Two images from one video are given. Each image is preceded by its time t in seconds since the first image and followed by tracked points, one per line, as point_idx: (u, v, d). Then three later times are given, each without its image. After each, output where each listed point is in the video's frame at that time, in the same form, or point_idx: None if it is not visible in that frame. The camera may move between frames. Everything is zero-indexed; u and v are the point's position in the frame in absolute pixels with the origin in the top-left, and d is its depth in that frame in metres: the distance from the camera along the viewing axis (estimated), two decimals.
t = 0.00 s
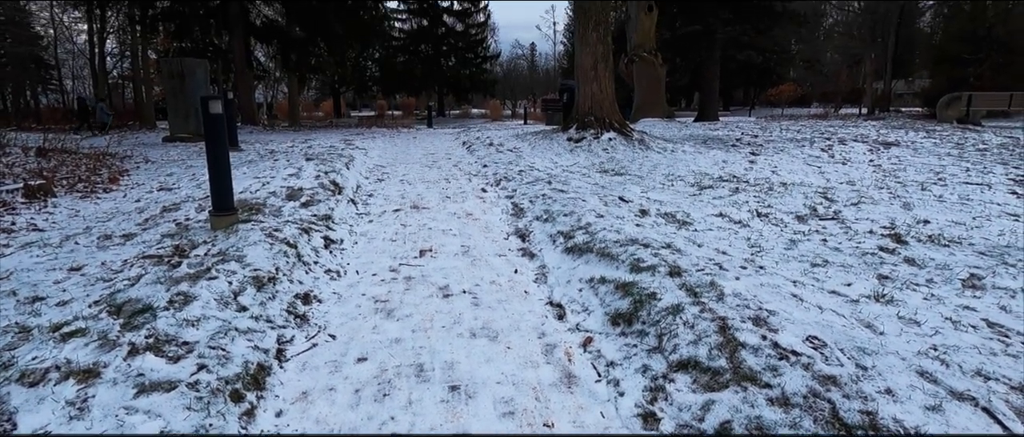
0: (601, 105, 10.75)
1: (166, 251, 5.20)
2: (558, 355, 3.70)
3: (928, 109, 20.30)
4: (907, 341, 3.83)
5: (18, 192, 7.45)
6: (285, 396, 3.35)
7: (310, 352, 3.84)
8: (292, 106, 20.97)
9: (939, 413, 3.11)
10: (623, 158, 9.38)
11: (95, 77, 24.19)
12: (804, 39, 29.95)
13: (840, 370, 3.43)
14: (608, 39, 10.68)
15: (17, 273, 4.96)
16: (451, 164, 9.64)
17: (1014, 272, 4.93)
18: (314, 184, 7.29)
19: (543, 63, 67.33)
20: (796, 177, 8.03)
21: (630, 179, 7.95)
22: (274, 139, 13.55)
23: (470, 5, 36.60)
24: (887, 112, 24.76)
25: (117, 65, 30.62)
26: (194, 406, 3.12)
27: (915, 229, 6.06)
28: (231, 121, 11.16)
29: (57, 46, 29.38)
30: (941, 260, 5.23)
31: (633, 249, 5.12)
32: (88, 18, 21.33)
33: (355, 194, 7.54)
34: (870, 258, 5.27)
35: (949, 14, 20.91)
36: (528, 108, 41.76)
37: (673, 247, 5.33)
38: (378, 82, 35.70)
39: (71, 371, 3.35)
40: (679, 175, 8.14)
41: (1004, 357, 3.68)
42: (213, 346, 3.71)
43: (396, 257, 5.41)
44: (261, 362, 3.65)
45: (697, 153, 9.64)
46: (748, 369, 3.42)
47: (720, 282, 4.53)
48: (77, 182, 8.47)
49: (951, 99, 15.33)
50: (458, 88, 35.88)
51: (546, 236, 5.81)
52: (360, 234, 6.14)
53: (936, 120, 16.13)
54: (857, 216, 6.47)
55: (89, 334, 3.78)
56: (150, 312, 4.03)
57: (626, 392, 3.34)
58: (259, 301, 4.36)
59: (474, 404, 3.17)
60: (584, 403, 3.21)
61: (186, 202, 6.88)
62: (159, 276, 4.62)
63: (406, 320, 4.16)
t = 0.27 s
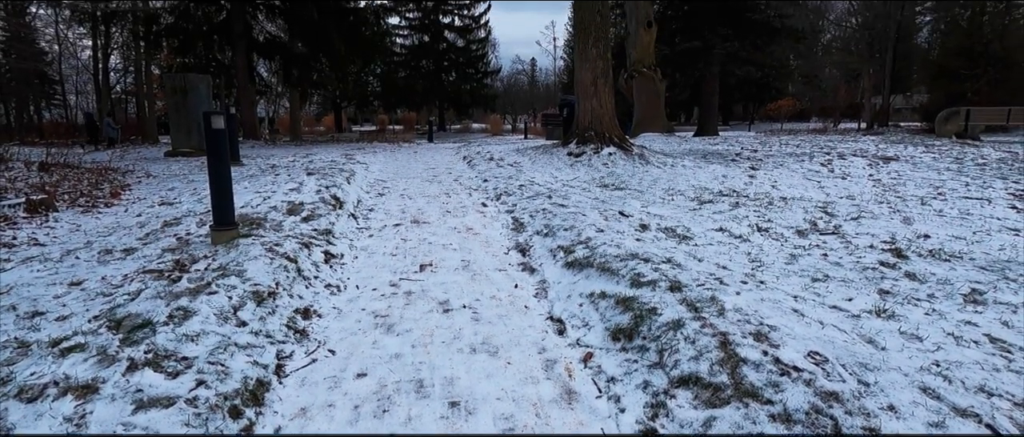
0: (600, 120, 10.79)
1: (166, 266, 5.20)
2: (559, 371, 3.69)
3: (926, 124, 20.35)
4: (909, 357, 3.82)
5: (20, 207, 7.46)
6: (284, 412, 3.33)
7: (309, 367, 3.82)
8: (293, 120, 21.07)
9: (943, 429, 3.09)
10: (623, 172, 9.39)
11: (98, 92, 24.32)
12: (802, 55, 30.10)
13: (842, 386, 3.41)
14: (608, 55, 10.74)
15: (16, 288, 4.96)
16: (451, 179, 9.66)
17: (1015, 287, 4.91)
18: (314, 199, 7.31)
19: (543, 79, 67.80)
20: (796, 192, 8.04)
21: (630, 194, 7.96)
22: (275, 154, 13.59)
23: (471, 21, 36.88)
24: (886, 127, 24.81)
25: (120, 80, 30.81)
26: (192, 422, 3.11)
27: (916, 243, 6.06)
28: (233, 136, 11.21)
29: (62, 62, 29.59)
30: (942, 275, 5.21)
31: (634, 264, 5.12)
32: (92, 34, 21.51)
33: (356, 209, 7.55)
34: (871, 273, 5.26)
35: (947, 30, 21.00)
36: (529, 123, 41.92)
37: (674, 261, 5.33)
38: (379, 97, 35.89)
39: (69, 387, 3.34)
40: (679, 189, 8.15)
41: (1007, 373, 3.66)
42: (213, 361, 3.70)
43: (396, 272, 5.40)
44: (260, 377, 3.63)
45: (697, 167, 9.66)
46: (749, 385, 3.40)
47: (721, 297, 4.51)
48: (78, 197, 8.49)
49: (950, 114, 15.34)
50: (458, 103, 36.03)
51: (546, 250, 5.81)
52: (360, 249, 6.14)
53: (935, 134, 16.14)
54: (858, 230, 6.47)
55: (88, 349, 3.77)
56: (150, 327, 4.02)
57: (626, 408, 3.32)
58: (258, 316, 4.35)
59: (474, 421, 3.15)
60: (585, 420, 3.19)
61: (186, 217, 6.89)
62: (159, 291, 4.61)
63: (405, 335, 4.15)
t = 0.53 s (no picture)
0: (601, 132, 10.82)
1: (168, 278, 5.20)
2: (560, 384, 3.68)
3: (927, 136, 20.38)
4: (913, 370, 3.80)
5: (23, 219, 7.49)
6: (283, 426, 3.31)
7: (310, 380, 3.81)
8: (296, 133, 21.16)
9: None
10: (624, 184, 9.41)
11: (102, 104, 24.48)
12: (802, 67, 30.21)
13: (845, 400, 3.40)
14: (608, 68, 10.80)
15: (18, 300, 4.96)
16: (452, 191, 9.69)
17: (1020, 300, 4.89)
18: (316, 210, 7.33)
19: (544, 91, 68.21)
20: (797, 204, 8.05)
21: (631, 206, 7.97)
22: (277, 166, 13.64)
23: (472, 34, 37.13)
24: (887, 139, 24.83)
25: (124, 93, 31.03)
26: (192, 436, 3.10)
27: (918, 256, 6.05)
28: (236, 148, 11.27)
29: (67, 75, 29.79)
30: (945, 288, 5.19)
31: (635, 276, 5.12)
32: (98, 47, 21.71)
33: (357, 220, 7.57)
34: (873, 285, 5.25)
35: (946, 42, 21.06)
36: (530, 135, 42.09)
37: (675, 274, 5.32)
38: (381, 109, 36.08)
39: (69, 400, 3.34)
40: (680, 201, 8.16)
41: (1012, 387, 3.64)
42: (213, 373, 3.70)
43: (397, 284, 5.40)
44: (260, 390, 3.62)
45: (698, 179, 9.68)
46: (751, 399, 3.39)
47: (723, 310, 4.50)
48: (81, 209, 8.52)
49: (950, 126, 15.38)
50: (460, 115, 36.17)
51: (547, 262, 5.81)
52: (361, 261, 6.15)
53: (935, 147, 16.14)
54: (859, 242, 6.46)
55: (89, 361, 3.77)
56: (151, 340, 4.02)
57: (628, 422, 3.30)
58: (259, 329, 4.35)
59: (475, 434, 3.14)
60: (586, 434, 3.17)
61: (189, 228, 6.92)
62: (159, 303, 4.61)
63: (405, 348, 4.14)
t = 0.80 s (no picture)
0: (603, 145, 10.85)
1: (170, 291, 5.21)
2: (562, 398, 3.66)
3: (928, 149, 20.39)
4: (918, 385, 3.77)
5: (27, 231, 7.51)
6: None
7: (311, 394, 3.80)
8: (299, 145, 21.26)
9: None
10: (626, 197, 9.42)
11: (108, 118, 24.64)
12: (803, 80, 30.30)
13: (850, 414, 3.37)
14: (610, 81, 10.84)
15: (20, 313, 4.96)
16: (454, 203, 9.70)
17: None
18: (318, 223, 7.35)
19: (546, 105, 68.50)
20: (800, 216, 8.03)
21: (633, 219, 7.97)
22: (281, 178, 13.67)
23: (475, 48, 37.39)
24: (889, 152, 24.82)
25: (129, 106, 31.25)
26: None
27: (921, 269, 6.02)
28: (239, 161, 11.32)
29: (73, 89, 30.01)
30: (949, 302, 5.16)
31: (637, 289, 5.11)
32: (104, 61, 21.91)
33: (360, 233, 7.59)
34: (876, 299, 5.22)
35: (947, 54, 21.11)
36: (532, 148, 42.19)
37: (677, 287, 5.31)
38: (384, 122, 36.23)
39: (70, 413, 3.33)
40: (682, 214, 8.15)
41: (1019, 401, 3.61)
42: (214, 387, 3.69)
43: (399, 297, 5.39)
44: (261, 404, 3.62)
45: (700, 192, 9.69)
46: (755, 413, 3.37)
47: (726, 324, 4.48)
48: (85, 221, 8.54)
49: (952, 139, 15.41)
50: (462, 128, 36.30)
51: (549, 275, 5.80)
52: (363, 273, 6.14)
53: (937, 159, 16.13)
54: (862, 255, 6.44)
55: (90, 374, 3.77)
56: (152, 352, 4.01)
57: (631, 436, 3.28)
58: (260, 342, 4.34)
59: None
60: None
61: (192, 241, 6.93)
62: (161, 316, 4.62)
63: (407, 362, 4.13)
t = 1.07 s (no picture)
0: (605, 156, 10.86)
1: (172, 301, 5.21)
2: (564, 410, 3.64)
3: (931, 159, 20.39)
4: (923, 397, 3.74)
5: (31, 241, 7.54)
6: None
7: (312, 405, 3.78)
8: (302, 156, 21.32)
9: None
10: (628, 207, 9.43)
11: (113, 129, 24.77)
12: (804, 91, 30.37)
13: (854, 427, 3.35)
14: (612, 92, 10.87)
15: (23, 323, 4.97)
16: (457, 214, 9.70)
17: None
18: (321, 234, 7.36)
19: (548, 116, 68.71)
20: (802, 227, 8.02)
21: (636, 229, 7.96)
22: (284, 189, 13.71)
23: (477, 59, 37.58)
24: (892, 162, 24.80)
25: (134, 117, 31.44)
26: None
27: (925, 280, 5.99)
28: (242, 172, 11.36)
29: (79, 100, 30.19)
30: (954, 313, 5.14)
31: (640, 300, 5.09)
32: (110, 73, 22.06)
33: (362, 243, 7.60)
34: (880, 310, 5.20)
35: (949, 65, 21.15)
36: (535, 159, 42.27)
37: (680, 298, 5.29)
38: (386, 133, 36.33)
39: (71, 424, 3.33)
40: (684, 225, 8.14)
41: None
42: (215, 398, 3.69)
43: (401, 307, 5.38)
44: (262, 415, 3.61)
45: (703, 202, 9.69)
46: (758, 425, 3.35)
47: (729, 335, 4.46)
48: (88, 232, 8.56)
49: (954, 150, 15.41)
50: (465, 139, 36.39)
51: (552, 286, 5.79)
52: (365, 284, 6.14)
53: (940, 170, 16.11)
54: (865, 266, 6.42)
55: (91, 385, 3.77)
56: (154, 363, 4.01)
57: None
58: (262, 352, 4.34)
59: None
60: None
61: (194, 251, 6.95)
62: (164, 327, 4.62)
63: (409, 372, 4.12)
